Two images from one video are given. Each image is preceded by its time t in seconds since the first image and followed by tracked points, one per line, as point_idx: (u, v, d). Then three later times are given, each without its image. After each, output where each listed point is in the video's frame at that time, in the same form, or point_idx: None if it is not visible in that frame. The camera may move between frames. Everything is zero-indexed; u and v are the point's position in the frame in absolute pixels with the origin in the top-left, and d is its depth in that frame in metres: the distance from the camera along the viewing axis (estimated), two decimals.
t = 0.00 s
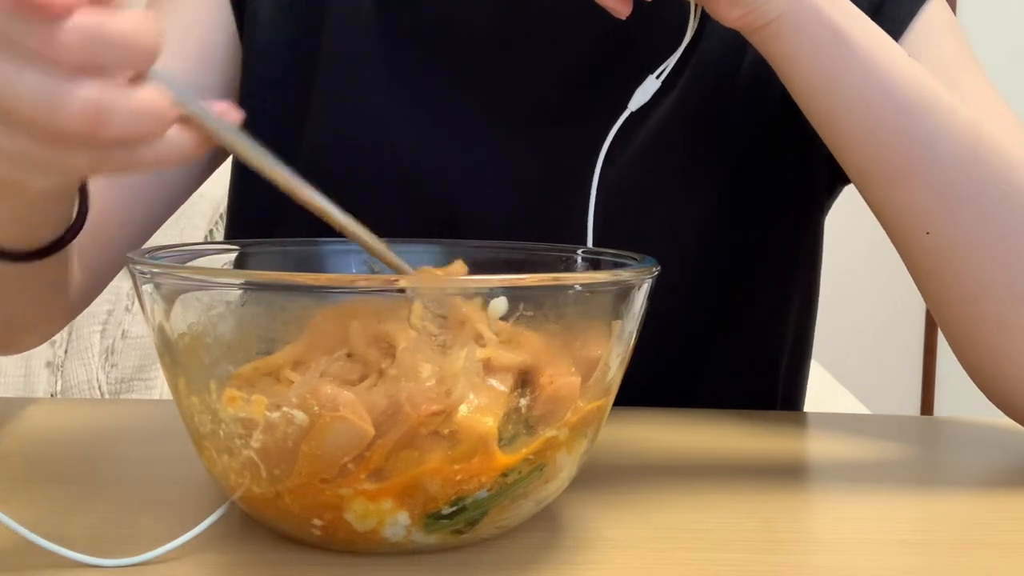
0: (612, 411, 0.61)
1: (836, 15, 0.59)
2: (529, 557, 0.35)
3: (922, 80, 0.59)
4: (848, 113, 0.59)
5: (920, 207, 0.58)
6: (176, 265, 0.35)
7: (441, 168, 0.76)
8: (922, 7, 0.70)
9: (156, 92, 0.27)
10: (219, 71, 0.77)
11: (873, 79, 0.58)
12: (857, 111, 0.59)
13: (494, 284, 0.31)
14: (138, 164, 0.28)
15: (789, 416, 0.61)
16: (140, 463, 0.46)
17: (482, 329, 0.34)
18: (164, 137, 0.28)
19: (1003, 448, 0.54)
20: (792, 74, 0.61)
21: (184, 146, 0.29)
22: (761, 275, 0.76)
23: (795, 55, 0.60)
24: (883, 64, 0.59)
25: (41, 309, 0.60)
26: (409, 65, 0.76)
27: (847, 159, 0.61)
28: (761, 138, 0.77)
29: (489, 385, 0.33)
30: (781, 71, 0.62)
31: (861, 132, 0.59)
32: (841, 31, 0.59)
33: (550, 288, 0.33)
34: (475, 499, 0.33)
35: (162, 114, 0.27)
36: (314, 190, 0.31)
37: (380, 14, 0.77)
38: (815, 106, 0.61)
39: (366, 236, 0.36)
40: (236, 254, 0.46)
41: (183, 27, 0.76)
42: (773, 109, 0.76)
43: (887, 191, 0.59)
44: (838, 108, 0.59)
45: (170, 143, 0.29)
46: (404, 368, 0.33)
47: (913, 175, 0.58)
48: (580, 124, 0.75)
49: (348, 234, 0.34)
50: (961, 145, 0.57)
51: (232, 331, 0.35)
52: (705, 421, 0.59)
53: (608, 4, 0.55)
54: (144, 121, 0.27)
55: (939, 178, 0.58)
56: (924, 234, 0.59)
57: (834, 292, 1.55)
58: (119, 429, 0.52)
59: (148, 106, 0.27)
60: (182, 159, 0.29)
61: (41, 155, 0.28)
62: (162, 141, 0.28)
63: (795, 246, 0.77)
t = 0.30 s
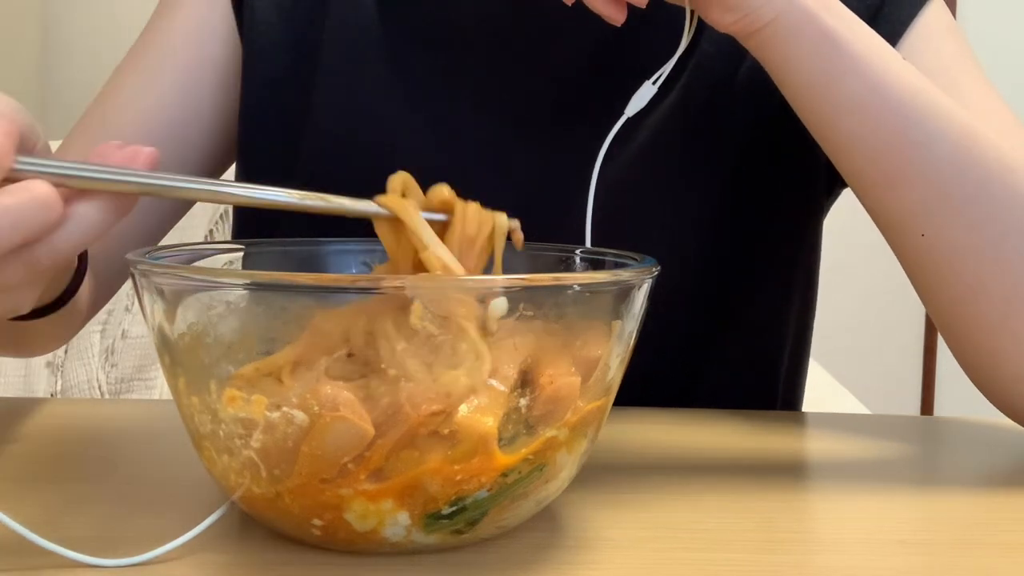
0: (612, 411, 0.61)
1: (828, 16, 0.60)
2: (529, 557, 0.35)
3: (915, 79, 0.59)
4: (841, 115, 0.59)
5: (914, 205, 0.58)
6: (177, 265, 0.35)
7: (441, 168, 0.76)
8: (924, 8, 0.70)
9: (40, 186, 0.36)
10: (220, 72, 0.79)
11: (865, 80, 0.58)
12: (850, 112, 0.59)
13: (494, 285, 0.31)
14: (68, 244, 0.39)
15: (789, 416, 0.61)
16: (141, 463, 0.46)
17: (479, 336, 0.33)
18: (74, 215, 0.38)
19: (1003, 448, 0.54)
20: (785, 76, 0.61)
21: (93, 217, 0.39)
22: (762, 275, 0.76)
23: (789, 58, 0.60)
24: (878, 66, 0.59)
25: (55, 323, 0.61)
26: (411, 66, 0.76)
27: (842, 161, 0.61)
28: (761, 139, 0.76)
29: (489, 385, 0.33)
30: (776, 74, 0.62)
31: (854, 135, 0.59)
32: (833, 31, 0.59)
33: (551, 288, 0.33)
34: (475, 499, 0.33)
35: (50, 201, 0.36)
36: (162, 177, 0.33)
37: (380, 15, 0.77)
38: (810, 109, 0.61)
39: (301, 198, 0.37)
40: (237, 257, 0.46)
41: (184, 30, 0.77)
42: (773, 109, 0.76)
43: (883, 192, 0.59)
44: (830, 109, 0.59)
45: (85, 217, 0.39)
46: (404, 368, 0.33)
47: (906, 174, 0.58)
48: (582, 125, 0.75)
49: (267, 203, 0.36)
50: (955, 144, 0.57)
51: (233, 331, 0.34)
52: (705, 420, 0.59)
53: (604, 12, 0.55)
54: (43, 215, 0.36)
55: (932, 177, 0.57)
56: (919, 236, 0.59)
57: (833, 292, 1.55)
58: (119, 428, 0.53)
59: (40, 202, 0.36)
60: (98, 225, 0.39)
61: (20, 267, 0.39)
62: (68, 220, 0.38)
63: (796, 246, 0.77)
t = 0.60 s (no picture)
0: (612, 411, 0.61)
1: (825, 18, 0.60)
2: (530, 557, 0.35)
3: (913, 80, 0.59)
4: (841, 115, 0.59)
5: (913, 204, 0.58)
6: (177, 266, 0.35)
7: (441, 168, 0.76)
8: (927, 9, 0.70)
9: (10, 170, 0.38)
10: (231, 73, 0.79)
11: (864, 81, 0.59)
12: (849, 112, 0.59)
13: (494, 285, 0.31)
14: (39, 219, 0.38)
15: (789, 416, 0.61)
16: (141, 463, 0.46)
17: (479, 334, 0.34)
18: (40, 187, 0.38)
19: (1002, 448, 0.54)
20: (785, 77, 0.61)
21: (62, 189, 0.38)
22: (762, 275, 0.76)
23: (789, 59, 0.60)
24: (876, 66, 0.59)
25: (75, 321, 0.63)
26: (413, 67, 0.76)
27: (842, 161, 0.61)
28: (761, 139, 0.76)
29: (489, 386, 0.33)
30: (776, 76, 0.62)
31: (853, 135, 0.59)
32: (830, 33, 0.59)
33: (551, 288, 0.33)
34: (475, 499, 0.33)
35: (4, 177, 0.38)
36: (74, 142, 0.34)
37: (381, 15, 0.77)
38: (809, 109, 0.61)
39: (245, 135, 0.34)
40: (236, 257, 0.46)
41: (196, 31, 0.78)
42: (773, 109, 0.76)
43: (883, 192, 0.59)
44: (828, 110, 0.60)
45: (51, 190, 0.38)
46: (404, 368, 0.33)
47: (905, 174, 0.58)
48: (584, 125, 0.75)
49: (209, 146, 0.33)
50: (953, 144, 0.57)
51: (234, 330, 0.34)
52: (705, 419, 0.59)
53: (605, 14, 0.55)
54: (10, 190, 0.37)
55: (931, 176, 0.57)
56: (918, 235, 0.59)
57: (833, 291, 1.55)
58: (119, 428, 0.53)
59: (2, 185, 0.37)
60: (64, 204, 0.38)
61: None
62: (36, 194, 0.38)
63: (796, 246, 0.77)
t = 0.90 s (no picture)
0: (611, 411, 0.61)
1: (826, 17, 0.60)
2: (530, 557, 0.35)
3: (914, 79, 0.59)
4: (842, 114, 0.59)
5: (913, 204, 0.58)
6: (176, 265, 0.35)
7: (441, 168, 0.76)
8: (929, 11, 0.70)
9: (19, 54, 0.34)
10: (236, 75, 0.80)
11: (865, 80, 0.59)
12: (851, 112, 0.59)
13: (494, 285, 0.31)
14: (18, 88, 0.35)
15: (789, 415, 0.61)
16: (140, 463, 0.46)
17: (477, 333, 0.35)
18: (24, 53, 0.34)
19: (1002, 447, 0.54)
20: (786, 76, 0.61)
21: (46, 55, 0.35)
22: (762, 275, 0.76)
23: (790, 59, 0.60)
24: (877, 65, 0.59)
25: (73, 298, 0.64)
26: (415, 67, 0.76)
27: (844, 160, 0.61)
28: (760, 139, 0.76)
29: (489, 385, 0.33)
30: (778, 74, 0.62)
31: (854, 133, 0.59)
32: (832, 32, 0.59)
33: (551, 288, 0.33)
34: (475, 499, 0.33)
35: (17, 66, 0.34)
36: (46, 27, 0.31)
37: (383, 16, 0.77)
38: (811, 108, 0.61)
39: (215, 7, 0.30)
40: (236, 257, 0.46)
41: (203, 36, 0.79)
42: (772, 109, 0.76)
43: (884, 190, 0.59)
44: (830, 108, 0.60)
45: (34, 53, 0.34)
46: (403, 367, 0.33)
47: (906, 174, 0.58)
48: (584, 125, 0.75)
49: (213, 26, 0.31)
50: (954, 144, 0.58)
51: (235, 330, 0.34)
52: (705, 419, 0.59)
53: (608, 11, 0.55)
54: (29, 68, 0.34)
55: (931, 176, 0.57)
56: (919, 232, 0.59)
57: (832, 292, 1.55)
58: (119, 429, 0.53)
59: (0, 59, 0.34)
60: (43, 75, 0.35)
61: None
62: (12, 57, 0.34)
63: (796, 246, 0.77)
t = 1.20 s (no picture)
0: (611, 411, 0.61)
1: (830, 14, 0.60)
2: (530, 557, 0.35)
3: (917, 78, 0.59)
4: (846, 112, 0.59)
5: (913, 202, 0.58)
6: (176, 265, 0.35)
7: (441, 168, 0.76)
8: (932, 12, 0.70)
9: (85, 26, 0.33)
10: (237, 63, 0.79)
11: (868, 78, 0.59)
12: (853, 110, 0.59)
13: (495, 284, 0.31)
14: (84, 49, 0.34)
15: (788, 415, 0.61)
16: (140, 463, 0.46)
17: (479, 334, 0.35)
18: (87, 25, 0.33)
19: (1001, 446, 0.54)
20: (789, 73, 0.61)
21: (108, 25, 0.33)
22: (762, 275, 0.76)
23: (793, 56, 0.60)
24: (879, 63, 0.59)
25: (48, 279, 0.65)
26: (419, 67, 0.77)
27: (846, 157, 0.61)
28: (761, 139, 0.77)
29: (489, 385, 0.33)
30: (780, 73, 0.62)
31: (856, 130, 0.59)
32: (835, 30, 0.59)
33: (551, 288, 0.33)
34: (475, 499, 0.33)
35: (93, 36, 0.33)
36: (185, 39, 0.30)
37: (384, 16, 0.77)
38: (814, 105, 0.61)
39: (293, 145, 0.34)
40: (235, 259, 0.46)
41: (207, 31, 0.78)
42: (773, 109, 0.76)
43: (886, 188, 0.59)
44: (833, 105, 0.60)
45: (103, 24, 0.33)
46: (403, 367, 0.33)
47: (908, 172, 0.58)
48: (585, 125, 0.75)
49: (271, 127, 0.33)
50: (956, 143, 0.58)
51: (235, 331, 0.34)
52: (705, 418, 0.60)
53: (616, 6, 0.55)
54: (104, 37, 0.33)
55: (932, 175, 0.58)
56: (922, 229, 0.59)
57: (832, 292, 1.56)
58: (119, 428, 0.53)
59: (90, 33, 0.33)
60: (135, 64, 0.34)
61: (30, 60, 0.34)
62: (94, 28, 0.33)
63: (797, 246, 0.77)
